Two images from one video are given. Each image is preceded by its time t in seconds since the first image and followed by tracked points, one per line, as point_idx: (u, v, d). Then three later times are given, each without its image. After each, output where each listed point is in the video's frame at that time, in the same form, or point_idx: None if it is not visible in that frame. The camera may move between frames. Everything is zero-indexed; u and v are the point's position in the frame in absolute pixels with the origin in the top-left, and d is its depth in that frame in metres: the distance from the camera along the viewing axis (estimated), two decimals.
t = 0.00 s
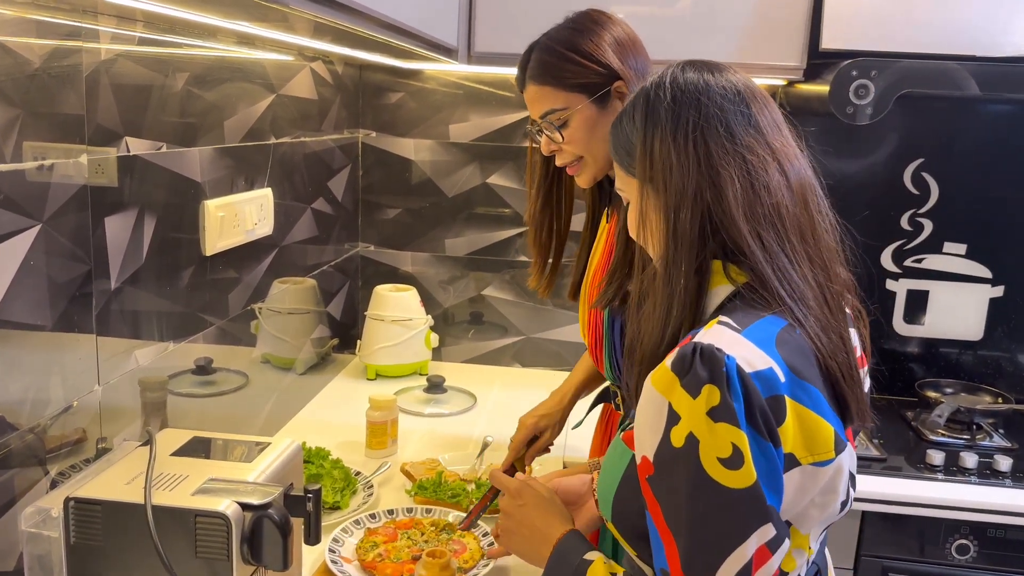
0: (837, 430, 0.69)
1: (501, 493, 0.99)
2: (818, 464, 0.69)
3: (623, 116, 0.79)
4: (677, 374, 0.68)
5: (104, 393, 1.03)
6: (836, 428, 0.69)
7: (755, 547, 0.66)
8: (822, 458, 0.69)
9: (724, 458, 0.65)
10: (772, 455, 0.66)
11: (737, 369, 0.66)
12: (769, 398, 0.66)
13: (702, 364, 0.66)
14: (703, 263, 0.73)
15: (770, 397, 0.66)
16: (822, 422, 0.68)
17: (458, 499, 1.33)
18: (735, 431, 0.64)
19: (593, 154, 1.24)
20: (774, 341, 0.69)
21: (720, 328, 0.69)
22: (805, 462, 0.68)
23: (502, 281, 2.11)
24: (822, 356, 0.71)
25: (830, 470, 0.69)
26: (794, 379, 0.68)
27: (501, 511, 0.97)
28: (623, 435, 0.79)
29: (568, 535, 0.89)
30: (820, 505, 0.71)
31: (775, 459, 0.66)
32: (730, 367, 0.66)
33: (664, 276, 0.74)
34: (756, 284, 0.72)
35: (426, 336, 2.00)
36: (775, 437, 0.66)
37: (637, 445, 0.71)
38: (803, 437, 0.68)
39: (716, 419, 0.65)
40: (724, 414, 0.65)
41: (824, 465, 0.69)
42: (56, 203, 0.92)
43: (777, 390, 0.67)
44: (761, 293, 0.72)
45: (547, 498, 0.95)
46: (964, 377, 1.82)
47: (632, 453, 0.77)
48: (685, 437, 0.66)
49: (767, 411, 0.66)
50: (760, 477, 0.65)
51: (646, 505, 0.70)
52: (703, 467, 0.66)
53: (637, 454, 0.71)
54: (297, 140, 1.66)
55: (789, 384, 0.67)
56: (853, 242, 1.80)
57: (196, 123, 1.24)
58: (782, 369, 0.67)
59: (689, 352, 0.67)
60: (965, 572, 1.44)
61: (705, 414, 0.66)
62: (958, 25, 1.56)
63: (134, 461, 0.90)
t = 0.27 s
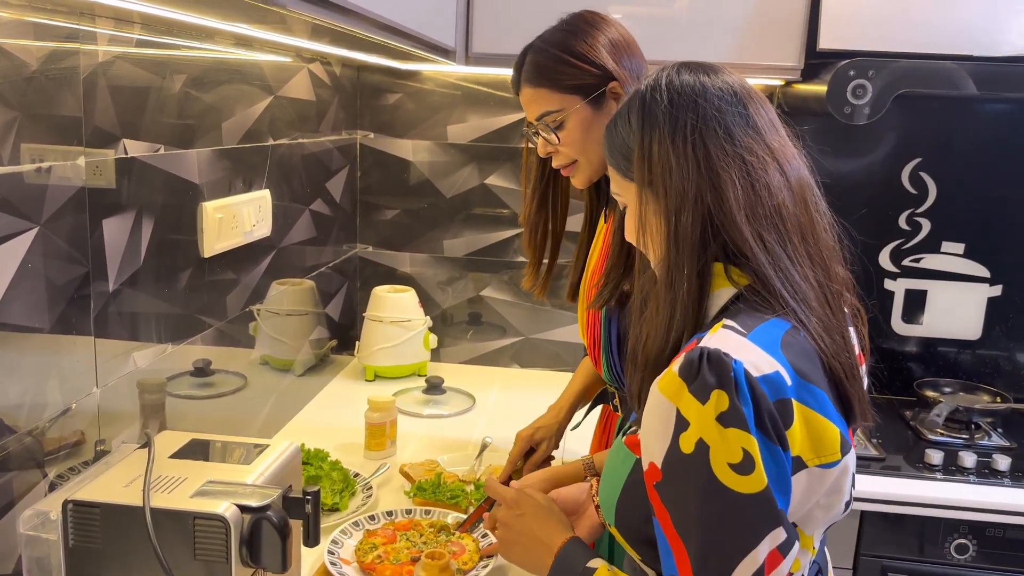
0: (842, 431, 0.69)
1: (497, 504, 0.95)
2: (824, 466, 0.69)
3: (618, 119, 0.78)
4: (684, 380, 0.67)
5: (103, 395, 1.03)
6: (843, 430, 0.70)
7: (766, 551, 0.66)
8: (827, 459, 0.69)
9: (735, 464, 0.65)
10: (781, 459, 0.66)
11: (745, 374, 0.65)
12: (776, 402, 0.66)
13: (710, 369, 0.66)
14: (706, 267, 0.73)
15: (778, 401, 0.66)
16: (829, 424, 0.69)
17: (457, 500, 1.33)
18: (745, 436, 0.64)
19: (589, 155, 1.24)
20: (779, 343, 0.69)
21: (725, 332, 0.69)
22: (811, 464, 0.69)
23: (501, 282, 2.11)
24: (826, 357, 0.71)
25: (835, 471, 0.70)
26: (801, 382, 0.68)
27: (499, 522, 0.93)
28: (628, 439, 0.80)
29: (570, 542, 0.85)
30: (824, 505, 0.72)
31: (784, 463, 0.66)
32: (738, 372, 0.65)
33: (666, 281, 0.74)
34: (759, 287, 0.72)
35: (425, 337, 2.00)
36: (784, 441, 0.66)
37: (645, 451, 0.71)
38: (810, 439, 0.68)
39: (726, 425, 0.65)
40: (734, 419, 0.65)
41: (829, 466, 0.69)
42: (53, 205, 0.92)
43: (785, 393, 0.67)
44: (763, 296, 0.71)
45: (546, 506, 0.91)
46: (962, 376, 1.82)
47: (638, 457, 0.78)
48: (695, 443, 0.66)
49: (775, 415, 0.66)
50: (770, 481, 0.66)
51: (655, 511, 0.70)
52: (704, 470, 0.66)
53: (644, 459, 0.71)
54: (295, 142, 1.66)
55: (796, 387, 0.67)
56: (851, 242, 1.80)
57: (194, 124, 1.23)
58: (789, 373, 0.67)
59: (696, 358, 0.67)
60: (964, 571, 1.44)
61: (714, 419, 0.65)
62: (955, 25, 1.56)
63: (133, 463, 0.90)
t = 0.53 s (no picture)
0: (841, 431, 0.69)
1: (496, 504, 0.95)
2: (823, 465, 0.69)
3: (616, 119, 0.78)
4: (685, 380, 0.68)
5: (99, 397, 1.03)
6: (842, 429, 0.70)
7: (765, 550, 0.66)
8: (826, 458, 0.69)
9: (735, 463, 0.65)
10: (781, 459, 0.66)
11: (745, 373, 0.65)
12: (776, 402, 0.66)
13: (711, 369, 0.66)
14: (706, 268, 0.72)
15: (778, 400, 0.66)
16: (828, 423, 0.69)
17: (454, 501, 1.34)
18: (745, 436, 0.64)
19: (587, 156, 1.25)
20: (779, 343, 0.69)
21: (725, 332, 0.69)
22: (810, 463, 0.69)
23: (498, 283, 2.11)
24: (825, 356, 0.71)
25: (835, 470, 0.70)
26: (800, 382, 0.68)
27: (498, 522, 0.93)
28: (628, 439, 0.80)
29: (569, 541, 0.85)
30: (824, 505, 0.72)
31: (784, 462, 0.66)
32: (738, 372, 0.66)
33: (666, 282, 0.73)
34: (758, 288, 0.72)
35: (422, 338, 2.00)
36: (783, 440, 0.66)
37: (645, 450, 0.71)
38: (810, 439, 0.68)
39: (726, 424, 0.65)
40: (734, 419, 0.65)
41: (828, 465, 0.69)
42: (49, 206, 0.92)
43: (785, 393, 0.67)
44: (763, 297, 0.71)
45: (545, 505, 0.91)
46: (958, 375, 1.82)
47: (638, 457, 0.78)
48: (695, 443, 0.66)
49: (774, 415, 0.66)
50: (770, 481, 0.66)
51: (654, 511, 0.70)
52: (702, 469, 0.66)
53: (644, 458, 0.72)
54: (291, 143, 1.66)
55: (795, 386, 0.67)
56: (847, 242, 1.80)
57: (190, 126, 1.23)
58: (788, 372, 0.68)
59: (697, 358, 0.67)
60: (961, 570, 1.44)
61: (714, 419, 0.65)
62: (952, 24, 1.56)
63: (129, 465, 0.89)
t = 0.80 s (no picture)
0: (840, 428, 0.70)
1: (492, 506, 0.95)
2: (823, 463, 0.70)
3: (612, 120, 0.78)
4: (686, 379, 0.68)
5: (92, 399, 1.03)
6: (841, 427, 0.70)
7: (769, 548, 0.66)
8: (826, 456, 0.69)
9: (737, 462, 0.65)
10: (783, 457, 0.67)
11: (746, 372, 0.66)
12: (777, 400, 0.67)
13: (712, 368, 0.66)
14: (704, 268, 0.73)
15: (778, 399, 0.67)
16: (828, 421, 0.69)
17: (449, 501, 1.33)
18: (746, 434, 0.65)
19: (582, 157, 1.25)
20: (778, 342, 0.69)
21: (725, 331, 0.69)
22: (810, 461, 0.69)
23: (493, 283, 2.11)
24: (823, 354, 0.72)
25: (834, 467, 0.70)
26: (800, 380, 0.68)
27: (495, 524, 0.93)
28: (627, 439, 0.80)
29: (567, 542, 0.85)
30: (823, 502, 0.72)
31: (785, 460, 0.67)
32: (739, 371, 0.66)
33: (664, 283, 0.74)
34: (756, 287, 0.72)
35: (417, 338, 2.00)
36: (784, 439, 0.67)
37: (645, 451, 0.71)
38: (810, 436, 0.69)
39: (728, 423, 0.65)
40: (736, 418, 0.65)
41: (829, 463, 0.70)
42: (42, 207, 0.92)
43: (785, 391, 0.67)
44: (760, 296, 0.72)
45: (541, 506, 0.91)
46: (952, 374, 1.83)
47: (637, 457, 0.78)
48: (697, 442, 0.66)
49: (775, 413, 0.66)
50: (772, 479, 0.66)
51: (656, 511, 0.71)
52: (701, 469, 0.66)
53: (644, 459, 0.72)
54: (285, 143, 1.66)
55: (795, 384, 0.68)
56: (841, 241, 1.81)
57: (183, 126, 1.23)
58: (788, 371, 0.68)
59: (697, 358, 0.68)
60: (955, 568, 1.45)
61: (716, 418, 0.66)
62: (943, 27, 1.57)
63: (123, 467, 0.89)
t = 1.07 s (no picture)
0: (842, 422, 0.70)
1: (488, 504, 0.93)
2: (826, 457, 0.69)
3: (613, 112, 0.78)
4: (690, 373, 0.67)
5: (82, 395, 1.01)
6: (844, 421, 0.70)
7: (774, 543, 0.66)
8: (829, 450, 0.69)
9: (742, 456, 0.65)
10: (787, 451, 0.66)
11: (750, 366, 0.65)
12: (781, 394, 0.66)
13: (716, 362, 0.66)
14: (705, 262, 0.72)
15: (782, 393, 0.66)
16: (830, 415, 0.69)
17: (443, 499, 1.32)
18: (751, 428, 0.64)
19: (578, 152, 1.24)
20: (782, 336, 0.69)
21: (728, 325, 0.69)
22: (813, 455, 0.69)
23: (486, 280, 2.10)
24: (825, 349, 0.72)
25: (837, 461, 0.70)
26: (803, 374, 0.68)
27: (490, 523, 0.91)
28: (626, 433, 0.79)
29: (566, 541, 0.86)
30: (825, 496, 0.72)
31: (789, 454, 0.67)
32: (743, 365, 0.65)
33: (665, 277, 0.73)
34: (759, 281, 0.72)
35: (410, 335, 1.99)
36: (788, 432, 0.66)
37: (648, 445, 0.71)
38: (812, 430, 0.68)
39: (733, 417, 0.65)
40: (741, 412, 0.65)
41: (831, 457, 0.70)
42: (31, 200, 0.90)
43: (789, 385, 0.67)
44: (763, 290, 0.72)
45: (538, 505, 0.91)
46: (944, 371, 1.84)
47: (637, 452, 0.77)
48: (702, 436, 0.66)
49: (779, 407, 0.66)
50: (776, 473, 0.66)
51: (659, 506, 0.70)
52: (703, 464, 0.66)
53: (647, 453, 0.71)
54: (277, 138, 1.64)
55: (799, 378, 0.68)
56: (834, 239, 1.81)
57: (174, 120, 1.22)
58: (792, 364, 0.68)
59: (701, 352, 0.67)
60: (948, 564, 1.45)
61: (720, 412, 0.65)
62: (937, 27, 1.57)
63: (115, 463, 0.88)
